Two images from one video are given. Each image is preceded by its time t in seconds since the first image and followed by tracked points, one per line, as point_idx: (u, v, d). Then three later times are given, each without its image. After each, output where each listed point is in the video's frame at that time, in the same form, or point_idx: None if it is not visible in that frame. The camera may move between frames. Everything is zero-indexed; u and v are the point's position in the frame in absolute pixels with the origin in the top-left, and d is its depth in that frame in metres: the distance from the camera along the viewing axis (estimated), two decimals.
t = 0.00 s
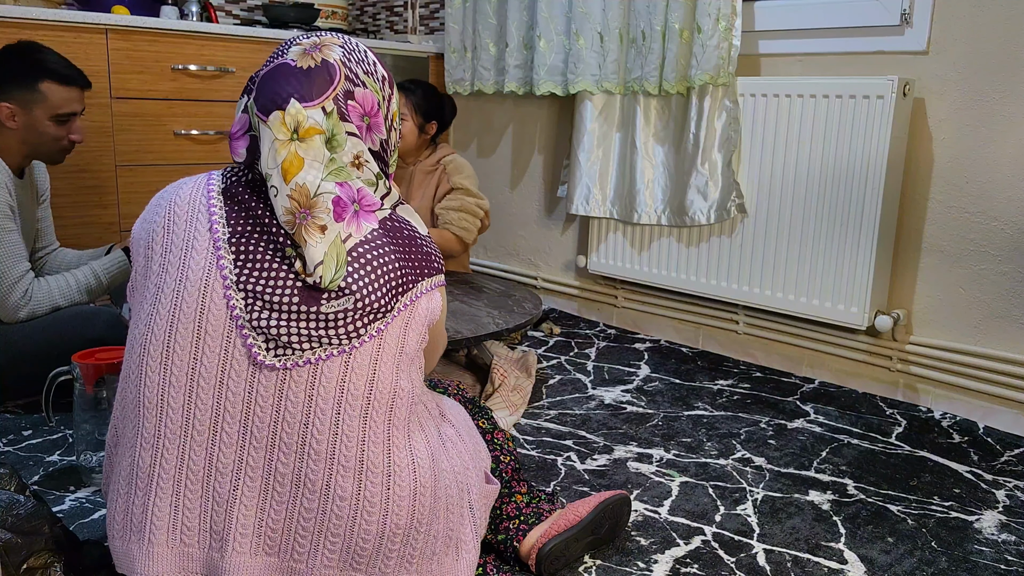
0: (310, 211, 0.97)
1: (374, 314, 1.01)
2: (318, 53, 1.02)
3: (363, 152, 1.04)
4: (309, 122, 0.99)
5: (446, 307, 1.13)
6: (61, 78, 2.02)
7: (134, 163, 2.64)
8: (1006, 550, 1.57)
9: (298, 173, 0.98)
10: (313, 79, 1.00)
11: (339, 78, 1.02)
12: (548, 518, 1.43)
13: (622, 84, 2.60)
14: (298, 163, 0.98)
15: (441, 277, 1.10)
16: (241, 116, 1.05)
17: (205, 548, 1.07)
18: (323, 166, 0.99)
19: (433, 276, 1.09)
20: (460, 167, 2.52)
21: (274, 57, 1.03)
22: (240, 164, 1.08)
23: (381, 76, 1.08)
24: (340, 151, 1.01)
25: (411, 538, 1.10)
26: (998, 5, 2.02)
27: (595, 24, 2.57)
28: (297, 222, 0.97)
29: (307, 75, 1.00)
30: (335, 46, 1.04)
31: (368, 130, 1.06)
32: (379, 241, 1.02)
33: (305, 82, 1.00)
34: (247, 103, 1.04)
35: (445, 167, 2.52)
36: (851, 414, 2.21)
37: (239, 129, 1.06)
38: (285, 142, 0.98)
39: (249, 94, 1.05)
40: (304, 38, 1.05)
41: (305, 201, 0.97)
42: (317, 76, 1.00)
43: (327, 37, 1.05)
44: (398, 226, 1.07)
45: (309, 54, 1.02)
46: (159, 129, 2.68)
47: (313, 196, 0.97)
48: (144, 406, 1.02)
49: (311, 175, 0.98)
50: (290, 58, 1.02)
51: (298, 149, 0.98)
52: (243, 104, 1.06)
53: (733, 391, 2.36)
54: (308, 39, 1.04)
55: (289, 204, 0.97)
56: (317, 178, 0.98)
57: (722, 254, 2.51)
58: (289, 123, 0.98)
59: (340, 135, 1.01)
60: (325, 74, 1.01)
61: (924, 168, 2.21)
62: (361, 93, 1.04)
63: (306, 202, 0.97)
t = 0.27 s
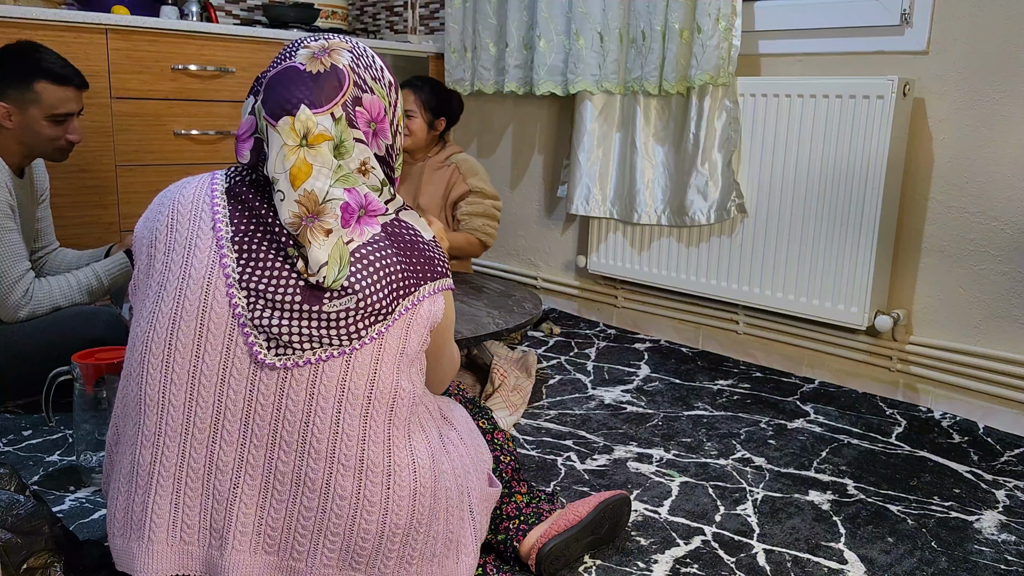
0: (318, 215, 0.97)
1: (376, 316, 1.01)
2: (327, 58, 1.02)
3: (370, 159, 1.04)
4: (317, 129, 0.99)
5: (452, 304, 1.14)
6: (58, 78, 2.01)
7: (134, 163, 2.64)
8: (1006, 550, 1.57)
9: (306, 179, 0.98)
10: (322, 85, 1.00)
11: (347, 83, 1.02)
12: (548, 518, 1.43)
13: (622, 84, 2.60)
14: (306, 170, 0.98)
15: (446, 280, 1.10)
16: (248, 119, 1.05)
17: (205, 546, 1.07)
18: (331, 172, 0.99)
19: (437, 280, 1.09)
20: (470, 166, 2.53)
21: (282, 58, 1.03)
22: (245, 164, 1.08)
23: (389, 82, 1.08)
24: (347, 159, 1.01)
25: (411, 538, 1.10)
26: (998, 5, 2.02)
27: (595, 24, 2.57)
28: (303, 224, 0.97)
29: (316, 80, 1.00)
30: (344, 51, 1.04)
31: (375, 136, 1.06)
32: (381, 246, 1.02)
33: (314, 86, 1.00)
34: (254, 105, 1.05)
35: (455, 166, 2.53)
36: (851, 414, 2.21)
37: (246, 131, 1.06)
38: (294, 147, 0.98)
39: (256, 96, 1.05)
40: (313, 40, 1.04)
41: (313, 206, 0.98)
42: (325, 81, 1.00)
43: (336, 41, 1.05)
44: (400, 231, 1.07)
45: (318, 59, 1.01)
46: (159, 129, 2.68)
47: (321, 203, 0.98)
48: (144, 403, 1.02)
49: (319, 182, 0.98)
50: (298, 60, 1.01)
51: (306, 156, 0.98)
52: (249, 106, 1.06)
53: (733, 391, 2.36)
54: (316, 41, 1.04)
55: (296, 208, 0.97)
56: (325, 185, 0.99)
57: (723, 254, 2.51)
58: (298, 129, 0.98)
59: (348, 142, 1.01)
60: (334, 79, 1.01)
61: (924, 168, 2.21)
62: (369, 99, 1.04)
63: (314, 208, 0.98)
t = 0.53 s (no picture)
0: (330, 221, 0.98)
1: (380, 315, 1.01)
2: (339, 65, 1.02)
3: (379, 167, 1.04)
4: (330, 139, 0.99)
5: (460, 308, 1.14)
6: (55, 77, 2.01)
7: (134, 163, 2.64)
8: (1006, 550, 1.57)
9: (319, 188, 0.98)
10: (335, 93, 1.00)
11: (359, 91, 1.02)
12: (548, 518, 1.43)
13: (622, 84, 2.60)
14: (318, 179, 0.98)
15: (451, 281, 1.10)
16: (257, 123, 1.04)
17: (206, 542, 1.07)
18: (343, 182, 0.99)
19: (443, 281, 1.08)
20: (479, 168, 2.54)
21: (293, 64, 1.03)
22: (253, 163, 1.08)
23: (398, 90, 1.08)
24: (359, 169, 1.01)
25: (412, 536, 1.09)
26: (998, 5, 2.02)
27: (595, 24, 2.57)
28: (314, 225, 0.97)
29: (328, 87, 1.00)
30: (355, 58, 1.03)
31: (383, 143, 1.06)
32: (387, 246, 1.02)
33: (326, 94, 0.99)
34: (264, 109, 1.04)
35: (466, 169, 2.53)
36: (851, 414, 2.21)
37: (255, 136, 1.04)
38: (306, 156, 0.98)
39: (265, 101, 1.04)
40: (324, 46, 1.04)
41: (326, 213, 0.98)
42: (338, 90, 1.00)
43: (347, 47, 1.05)
44: (405, 233, 1.07)
45: (329, 66, 1.01)
46: (159, 129, 2.68)
47: (334, 210, 0.98)
48: (149, 398, 1.02)
49: (332, 191, 0.98)
50: (309, 67, 1.01)
51: (318, 165, 0.98)
52: (258, 110, 1.05)
53: (733, 391, 2.36)
54: (327, 47, 1.04)
55: (307, 212, 0.97)
56: (338, 194, 0.98)
57: (723, 254, 2.51)
58: (311, 139, 0.98)
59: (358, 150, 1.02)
60: (347, 88, 1.01)
61: (924, 168, 2.21)
62: (379, 107, 1.05)
63: (327, 214, 0.98)
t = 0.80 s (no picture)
0: (333, 224, 0.98)
1: (380, 314, 1.01)
2: (344, 70, 1.01)
3: (383, 172, 1.05)
4: (335, 146, 0.98)
5: (465, 306, 1.13)
6: (53, 78, 2.01)
7: (134, 163, 2.64)
8: (1006, 550, 1.57)
9: (322, 196, 0.97)
10: (340, 98, 0.99)
11: (365, 96, 1.01)
12: (547, 518, 1.42)
13: (622, 85, 2.60)
14: (322, 186, 0.97)
15: (452, 281, 1.10)
16: (263, 126, 1.03)
17: (206, 540, 1.07)
18: (347, 188, 0.99)
19: (444, 281, 1.08)
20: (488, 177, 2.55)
21: (297, 66, 1.02)
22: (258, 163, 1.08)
23: (402, 94, 1.08)
24: (361, 173, 1.01)
25: (411, 536, 1.09)
26: (998, 5, 2.02)
27: (595, 24, 2.58)
28: (316, 225, 0.97)
29: (334, 92, 0.99)
30: (360, 62, 1.03)
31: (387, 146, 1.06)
32: (388, 246, 1.03)
33: (331, 99, 0.99)
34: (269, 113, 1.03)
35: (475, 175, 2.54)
36: (851, 414, 2.21)
37: (261, 139, 1.03)
38: (311, 162, 0.97)
39: (271, 104, 1.03)
40: (329, 49, 1.03)
41: (331, 217, 0.98)
42: (343, 95, 0.99)
43: (352, 50, 1.04)
44: (406, 232, 1.08)
45: (334, 70, 1.00)
46: (159, 129, 2.68)
47: (337, 215, 0.98)
48: (149, 397, 1.02)
49: (335, 197, 0.98)
50: (314, 70, 1.00)
51: (323, 171, 0.98)
52: (263, 113, 1.03)
53: (733, 391, 2.36)
54: (331, 50, 1.03)
55: (309, 214, 0.97)
56: (342, 200, 0.98)
57: (723, 254, 2.51)
58: (316, 145, 0.97)
59: (363, 156, 1.01)
60: (352, 93, 1.00)
61: (924, 168, 2.20)
62: (383, 111, 1.04)
63: (331, 218, 0.98)
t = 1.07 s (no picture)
0: (332, 225, 0.98)
1: (380, 314, 1.01)
2: (344, 70, 1.01)
3: (383, 173, 1.05)
4: (335, 148, 0.99)
5: (463, 305, 1.14)
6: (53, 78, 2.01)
7: (134, 163, 2.64)
8: (1006, 550, 1.57)
9: (321, 198, 0.98)
10: (341, 99, 0.99)
11: (365, 96, 1.01)
12: (547, 518, 1.42)
13: (622, 84, 2.60)
14: (322, 188, 0.98)
15: (451, 280, 1.10)
16: (262, 127, 1.03)
17: (206, 541, 1.07)
18: (347, 190, 0.99)
19: (444, 280, 1.09)
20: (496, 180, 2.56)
21: (297, 66, 1.02)
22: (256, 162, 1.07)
23: (403, 92, 1.07)
24: (361, 174, 1.02)
25: (412, 537, 1.09)
26: (998, 5, 2.02)
27: (595, 24, 2.58)
28: (316, 226, 0.97)
29: (335, 93, 0.99)
30: (360, 62, 1.03)
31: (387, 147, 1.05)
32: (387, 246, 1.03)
33: (332, 100, 0.99)
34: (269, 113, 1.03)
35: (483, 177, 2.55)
36: (851, 414, 2.21)
37: (260, 139, 1.03)
38: (311, 165, 0.98)
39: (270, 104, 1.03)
40: (328, 48, 1.03)
41: (330, 219, 0.98)
42: (344, 95, 0.99)
43: (351, 49, 1.03)
44: (405, 232, 1.08)
45: (334, 70, 1.00)
46: (159, 129, 2.68)
47: (337, 216, 0.98)
48: (149, 398, 1.02)
49: (335, 200, 0.98)
50: (314, 70, 1.00)
51: (323, 174, 0.98)
52: (263, 114, 1.03)
53: (733, 391, 2.36)
54: (331, 49, 1.03)
55: (309, 215, 0.97)
56: (343, 202, 0.99)
57: (723, 254, 2.51)
58: (316, 147, 0.98)
59: (363, 157, 1.01)
60: (352, 93, 1.00)
61: (924, 168, 2.21)
62: (385, 111, 1.04)
63: (331, 219, 0.98)
